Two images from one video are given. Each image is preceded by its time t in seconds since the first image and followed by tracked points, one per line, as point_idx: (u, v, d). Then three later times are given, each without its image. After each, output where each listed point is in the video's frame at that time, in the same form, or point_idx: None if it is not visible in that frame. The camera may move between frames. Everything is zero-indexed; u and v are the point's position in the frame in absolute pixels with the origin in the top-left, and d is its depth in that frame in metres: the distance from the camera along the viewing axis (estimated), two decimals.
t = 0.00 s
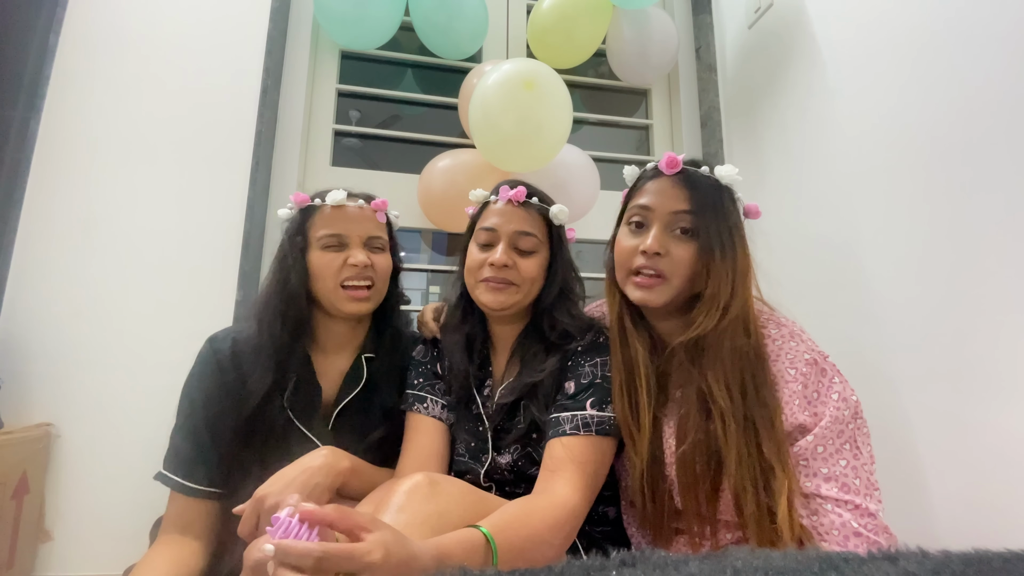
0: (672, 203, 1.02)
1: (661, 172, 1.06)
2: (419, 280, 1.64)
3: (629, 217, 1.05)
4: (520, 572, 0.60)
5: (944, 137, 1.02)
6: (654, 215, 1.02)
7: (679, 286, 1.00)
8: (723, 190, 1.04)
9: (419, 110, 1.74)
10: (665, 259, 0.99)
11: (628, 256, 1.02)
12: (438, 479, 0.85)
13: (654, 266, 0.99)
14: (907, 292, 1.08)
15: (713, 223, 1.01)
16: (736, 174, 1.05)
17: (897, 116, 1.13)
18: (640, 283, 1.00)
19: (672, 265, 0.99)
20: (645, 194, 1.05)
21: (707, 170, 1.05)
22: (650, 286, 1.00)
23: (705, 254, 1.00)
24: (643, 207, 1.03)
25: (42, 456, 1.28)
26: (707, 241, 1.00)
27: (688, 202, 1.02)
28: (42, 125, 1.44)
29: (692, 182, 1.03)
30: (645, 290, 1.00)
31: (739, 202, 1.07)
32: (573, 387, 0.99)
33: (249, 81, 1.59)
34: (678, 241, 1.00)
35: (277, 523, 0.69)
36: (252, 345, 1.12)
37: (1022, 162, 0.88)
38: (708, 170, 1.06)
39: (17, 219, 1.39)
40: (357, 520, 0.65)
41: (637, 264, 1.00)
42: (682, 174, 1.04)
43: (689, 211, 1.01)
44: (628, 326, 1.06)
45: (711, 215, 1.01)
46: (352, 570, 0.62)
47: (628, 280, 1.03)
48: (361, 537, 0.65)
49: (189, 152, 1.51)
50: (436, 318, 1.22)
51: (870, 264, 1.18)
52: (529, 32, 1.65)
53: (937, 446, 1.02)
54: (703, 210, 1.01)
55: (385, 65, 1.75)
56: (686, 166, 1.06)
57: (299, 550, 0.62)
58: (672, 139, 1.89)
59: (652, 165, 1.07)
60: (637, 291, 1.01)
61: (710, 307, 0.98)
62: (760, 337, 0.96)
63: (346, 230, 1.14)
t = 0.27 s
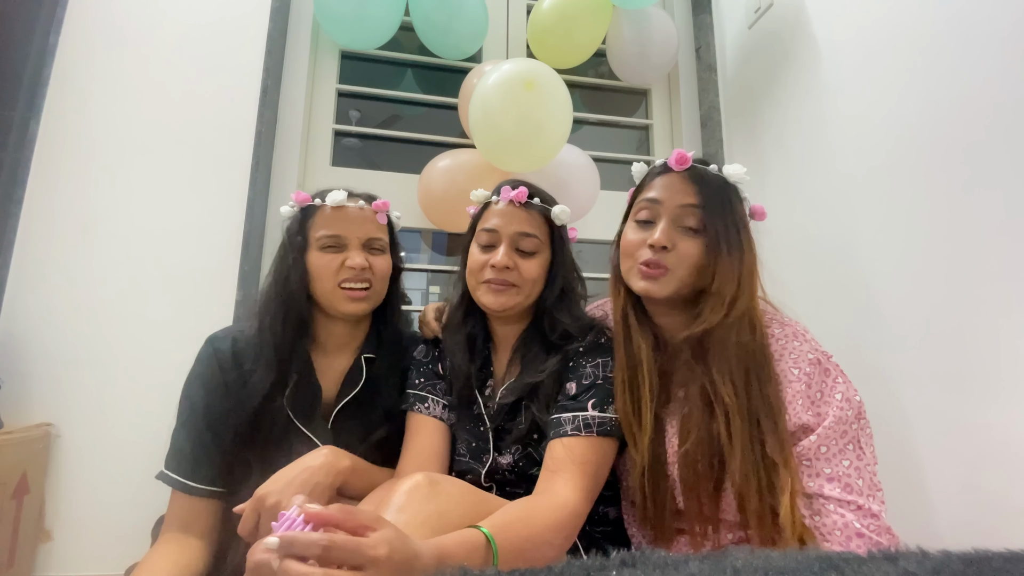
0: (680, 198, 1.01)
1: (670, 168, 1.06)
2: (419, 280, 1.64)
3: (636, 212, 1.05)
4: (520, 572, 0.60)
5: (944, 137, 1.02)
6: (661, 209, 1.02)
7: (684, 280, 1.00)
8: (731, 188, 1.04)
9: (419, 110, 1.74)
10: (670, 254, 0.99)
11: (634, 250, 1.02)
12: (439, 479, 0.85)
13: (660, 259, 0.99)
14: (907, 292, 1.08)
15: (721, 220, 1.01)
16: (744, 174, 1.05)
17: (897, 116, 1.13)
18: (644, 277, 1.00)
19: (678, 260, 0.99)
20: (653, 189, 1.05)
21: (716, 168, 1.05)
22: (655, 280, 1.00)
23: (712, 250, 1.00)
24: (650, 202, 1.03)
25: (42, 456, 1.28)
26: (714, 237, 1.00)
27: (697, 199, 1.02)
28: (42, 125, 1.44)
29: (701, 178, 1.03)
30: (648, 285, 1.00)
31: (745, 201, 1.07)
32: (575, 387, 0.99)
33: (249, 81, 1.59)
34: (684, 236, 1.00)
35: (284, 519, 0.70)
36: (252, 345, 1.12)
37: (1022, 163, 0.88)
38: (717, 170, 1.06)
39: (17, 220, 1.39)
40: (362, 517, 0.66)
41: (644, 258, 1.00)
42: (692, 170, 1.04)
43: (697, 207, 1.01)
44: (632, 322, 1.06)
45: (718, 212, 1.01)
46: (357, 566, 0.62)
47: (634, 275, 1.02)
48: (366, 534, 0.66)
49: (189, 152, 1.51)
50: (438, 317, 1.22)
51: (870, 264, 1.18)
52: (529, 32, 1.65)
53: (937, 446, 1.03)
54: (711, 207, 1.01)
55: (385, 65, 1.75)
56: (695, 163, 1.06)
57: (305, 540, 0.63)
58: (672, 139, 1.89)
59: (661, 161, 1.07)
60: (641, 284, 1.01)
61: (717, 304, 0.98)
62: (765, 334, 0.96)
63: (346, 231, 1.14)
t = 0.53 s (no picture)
0: (684, 207, 1.01)
1: (672, 174, 1.05)
2: (419, 280, 1.64)
3: (638, 219, 1.05)
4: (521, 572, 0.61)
5: (944, 138, 1.02)
6: (665, 218, 1.01)
7: (688, 292, 1.00)
8: (734, 194, 1.04)
9: (419, 110, 1.74)
10: (675, 265, 0.98)
11: (637, 261, 1.01)
12: (442, 479, 0.86)
13: (664, 272, 0.98)
14: (908, 292, 1.08)
15: (726, 230, 1.00)
16: (747, 178, 1.04)
17: (897, 116, 1.13)
18: (648, 288, 1.00)
19: (683, 271, 0.98)
20: (655, 195, 1.04)
21: (719, 174, 1.05)
22: (659, 292, 0.99)
23: (716, 260, 1.00)
24: (654, 210, 1.02)
25: (42, 456, 1.28)
26: (719, 248, 1.00)
27: (701, 207, 1.01)
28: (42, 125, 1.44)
29: (705, 186, 1.02)
30: (652, 296, 1.00)
31: (745, 204, 1.07)
32: (575, 388, 1.00)
33: (249, 81, 1.59)
34: (689, 247, 1.00)
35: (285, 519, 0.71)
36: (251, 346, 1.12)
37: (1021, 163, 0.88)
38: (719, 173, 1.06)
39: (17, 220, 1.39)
40: (365, 517, 0.66)
41: (647, 270, 1.00)
42: (694, 177, 1.03)
43: (702, 217, 1.01)
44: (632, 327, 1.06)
45: (722, 222, 1.01)
46: (359, 566, 0.62)
47: (637, 286, 1.02)
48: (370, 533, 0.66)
49: (189, 151, 1.51)
50: (437, 317, 1.22)
51: (870, 264, 1.18)
52: (529, 33, 1.65)
53: (936, 446, 1.03)
54: (715, 216, 1.00)
55: (385, 65, 1.75)
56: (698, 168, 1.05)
57: (306, 543, 0.63)
58: (672, 138, 1.89)
59: (663, 166, 1.06)
60: (645, 297, 1.01)
61: (722, 314, 0.98)
62: (763, 341, 0.97)
63: (339, 233, 1.13)
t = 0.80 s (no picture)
0: (677, 199, 1.01)
1: (667, 168, 1.05)
2: (419, 280, 1.64)
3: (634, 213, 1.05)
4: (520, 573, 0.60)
5: (943, 138, 1.02)
6: (658, 211, 1.01)
7: (682, 283, 1.00)
8: (729, 187, 1.04)
9: (419, 110, 1.74)
10: (668, 254, 0.99)
11: (632, 253, 1.02)
12: (441, 479, 0.85)
13: (657, 263, 0.99)
14: (908, 291, 1.08)
15: (720, 221, 1.00)
16: (743, 171, 1.04)
17: (897, 116, 1.13)
18: (643, 279, 1.01)
19: (676, 262, 0.99)
20: (650, 189, 1.04)
21: (714, 168, 1.04)
22: (654, 284, 1.00)
23: (710, 251, 1.00)
24: (647, 203, 1.03)
25: (42, 456, 1.29)
26: (712, 237, 1.00)
27: (694, 198, 1.01)
28: (42, 125, 1.44)
29: (697, 178, 1.02)
30: (647, 287, 1.01)
31: (744, 199, 1.06)
32: (573, 388, 1.00)
33: (248, 81, 1.59)
34: (682, 237, 1.00)
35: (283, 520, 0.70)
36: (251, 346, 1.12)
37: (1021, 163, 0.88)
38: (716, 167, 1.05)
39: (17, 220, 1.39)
40: (364, 518, 0.66)
41: (641, 261, 1.01)
42: (687, 170, 1.03)
43: (695, 208, 1.01)
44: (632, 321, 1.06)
45: (715, 212, 1.01)
46: (358, 567, 0.62)
47: (633, 278, 1.03)
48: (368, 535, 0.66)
49: (189, 151, 1.51)
50: (435, 318, 1.22)
51: (870, 263, 1.18)
52: (529, 33, 1.65)
53: (936, 447, 1.03)
54: (708, 208, 1.00)
55: (384, 65, 1.75)
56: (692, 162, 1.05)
57: (305, 545, 0.63)
58: (672, 138, 1.89)
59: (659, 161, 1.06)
60: (641, 289, 1.02)
61: (719, 306, 0.98)
62: (764, 339, 0.96)
63: (331, 236, 1.12)
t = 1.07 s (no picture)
0: (644, 196, 1.05)
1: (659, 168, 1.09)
2: (419, 280, 1.64)
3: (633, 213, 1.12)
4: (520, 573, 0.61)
5: (943, 138, 1.02)
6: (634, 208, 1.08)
7: (648, 275, 1.04)
8: (704, 178, 1.00)
9: (419, 110, 1.74)
10: (632, 248, 1.06)
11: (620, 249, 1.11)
12: (441, 479, 0.85)
13: (625, 256, 1.07)
14: (908, 292, 1.08)
15: (676, 212, 1.00)
16: (718, 163, 0.99)
17: (897, 116, 1.13)
18: (625, 272, 1.09)
19: (637, 255, 1.04)
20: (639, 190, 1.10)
21: (690, 162, 1.02)
22: (628, 275, 1.08)
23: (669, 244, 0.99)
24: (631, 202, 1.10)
25: (42, 456, 1.29)
26: (668, 229, 0.99)
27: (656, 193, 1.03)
28: (42, 125, 1.44)
29: (665, 174, 1.02)
30: (630, 279, 1.08)
31: (738, 190, 1.01)
32: (574, 389, 0.99)
33: (248, 80, 1.59)
34: (650, 231, 1.04)
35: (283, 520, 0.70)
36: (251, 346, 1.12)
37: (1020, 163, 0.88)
38: (692, 160, 1.03)
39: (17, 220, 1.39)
40: (365, 519, 0.66)
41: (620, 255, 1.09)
42: (667, 166, 1.05)
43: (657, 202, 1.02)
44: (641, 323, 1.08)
45: (677, 205, 1.00)
46: (360, 566, 0.63)
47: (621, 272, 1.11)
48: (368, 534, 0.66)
49: (189, 151, 1.51)
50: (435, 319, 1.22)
51: (870, 263, 1.18)
52: (529, 32, 1.65)
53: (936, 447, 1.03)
54: (669, 201, 1.00)
55: (385, 65, 1.75)
56: (676, 158, 1.05)
57: (307, 542, 0.63)
58: (672, 138, 1.89)
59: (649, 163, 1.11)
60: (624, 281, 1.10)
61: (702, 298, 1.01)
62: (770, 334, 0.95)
63: (340, 237, 1.13)
